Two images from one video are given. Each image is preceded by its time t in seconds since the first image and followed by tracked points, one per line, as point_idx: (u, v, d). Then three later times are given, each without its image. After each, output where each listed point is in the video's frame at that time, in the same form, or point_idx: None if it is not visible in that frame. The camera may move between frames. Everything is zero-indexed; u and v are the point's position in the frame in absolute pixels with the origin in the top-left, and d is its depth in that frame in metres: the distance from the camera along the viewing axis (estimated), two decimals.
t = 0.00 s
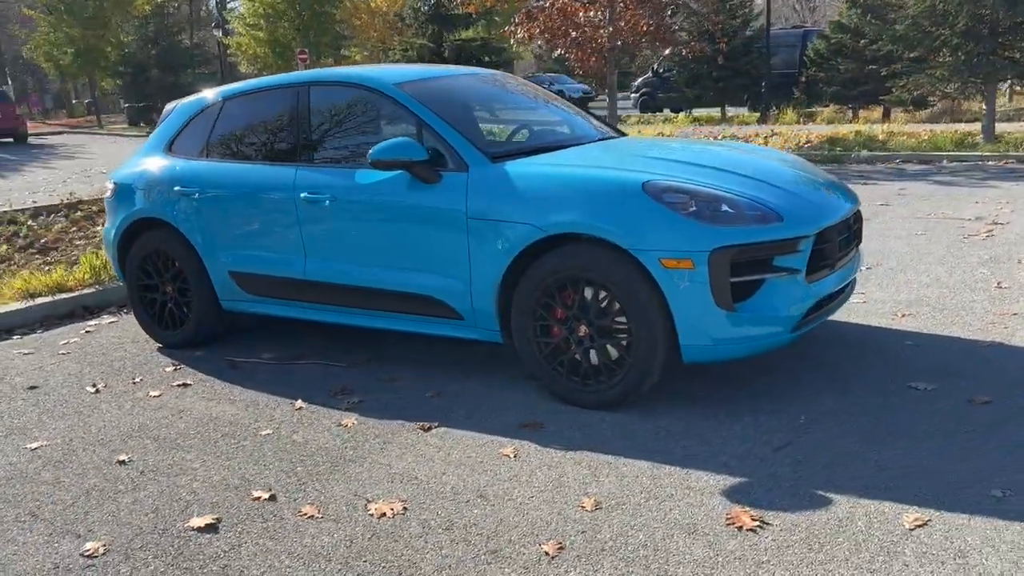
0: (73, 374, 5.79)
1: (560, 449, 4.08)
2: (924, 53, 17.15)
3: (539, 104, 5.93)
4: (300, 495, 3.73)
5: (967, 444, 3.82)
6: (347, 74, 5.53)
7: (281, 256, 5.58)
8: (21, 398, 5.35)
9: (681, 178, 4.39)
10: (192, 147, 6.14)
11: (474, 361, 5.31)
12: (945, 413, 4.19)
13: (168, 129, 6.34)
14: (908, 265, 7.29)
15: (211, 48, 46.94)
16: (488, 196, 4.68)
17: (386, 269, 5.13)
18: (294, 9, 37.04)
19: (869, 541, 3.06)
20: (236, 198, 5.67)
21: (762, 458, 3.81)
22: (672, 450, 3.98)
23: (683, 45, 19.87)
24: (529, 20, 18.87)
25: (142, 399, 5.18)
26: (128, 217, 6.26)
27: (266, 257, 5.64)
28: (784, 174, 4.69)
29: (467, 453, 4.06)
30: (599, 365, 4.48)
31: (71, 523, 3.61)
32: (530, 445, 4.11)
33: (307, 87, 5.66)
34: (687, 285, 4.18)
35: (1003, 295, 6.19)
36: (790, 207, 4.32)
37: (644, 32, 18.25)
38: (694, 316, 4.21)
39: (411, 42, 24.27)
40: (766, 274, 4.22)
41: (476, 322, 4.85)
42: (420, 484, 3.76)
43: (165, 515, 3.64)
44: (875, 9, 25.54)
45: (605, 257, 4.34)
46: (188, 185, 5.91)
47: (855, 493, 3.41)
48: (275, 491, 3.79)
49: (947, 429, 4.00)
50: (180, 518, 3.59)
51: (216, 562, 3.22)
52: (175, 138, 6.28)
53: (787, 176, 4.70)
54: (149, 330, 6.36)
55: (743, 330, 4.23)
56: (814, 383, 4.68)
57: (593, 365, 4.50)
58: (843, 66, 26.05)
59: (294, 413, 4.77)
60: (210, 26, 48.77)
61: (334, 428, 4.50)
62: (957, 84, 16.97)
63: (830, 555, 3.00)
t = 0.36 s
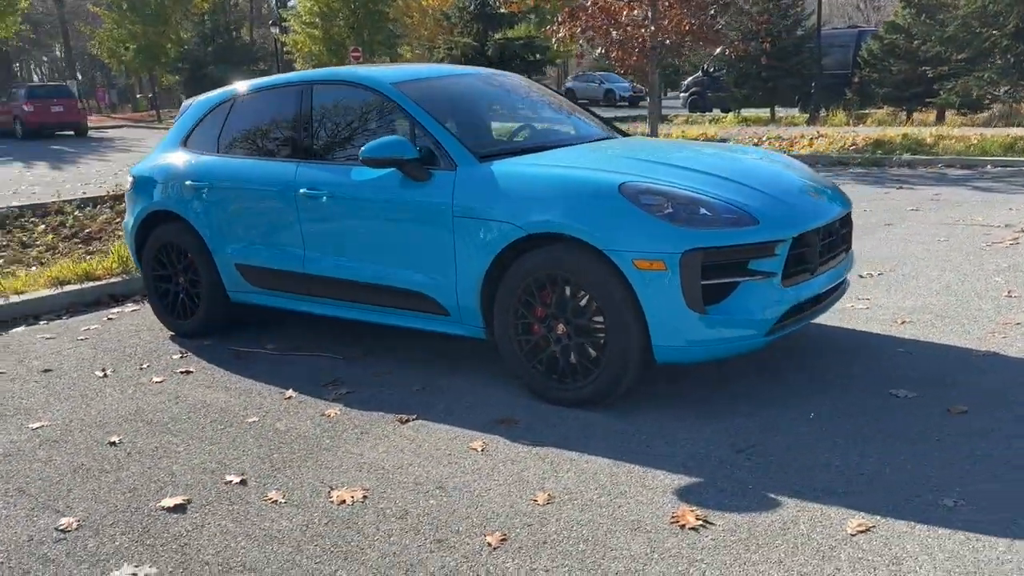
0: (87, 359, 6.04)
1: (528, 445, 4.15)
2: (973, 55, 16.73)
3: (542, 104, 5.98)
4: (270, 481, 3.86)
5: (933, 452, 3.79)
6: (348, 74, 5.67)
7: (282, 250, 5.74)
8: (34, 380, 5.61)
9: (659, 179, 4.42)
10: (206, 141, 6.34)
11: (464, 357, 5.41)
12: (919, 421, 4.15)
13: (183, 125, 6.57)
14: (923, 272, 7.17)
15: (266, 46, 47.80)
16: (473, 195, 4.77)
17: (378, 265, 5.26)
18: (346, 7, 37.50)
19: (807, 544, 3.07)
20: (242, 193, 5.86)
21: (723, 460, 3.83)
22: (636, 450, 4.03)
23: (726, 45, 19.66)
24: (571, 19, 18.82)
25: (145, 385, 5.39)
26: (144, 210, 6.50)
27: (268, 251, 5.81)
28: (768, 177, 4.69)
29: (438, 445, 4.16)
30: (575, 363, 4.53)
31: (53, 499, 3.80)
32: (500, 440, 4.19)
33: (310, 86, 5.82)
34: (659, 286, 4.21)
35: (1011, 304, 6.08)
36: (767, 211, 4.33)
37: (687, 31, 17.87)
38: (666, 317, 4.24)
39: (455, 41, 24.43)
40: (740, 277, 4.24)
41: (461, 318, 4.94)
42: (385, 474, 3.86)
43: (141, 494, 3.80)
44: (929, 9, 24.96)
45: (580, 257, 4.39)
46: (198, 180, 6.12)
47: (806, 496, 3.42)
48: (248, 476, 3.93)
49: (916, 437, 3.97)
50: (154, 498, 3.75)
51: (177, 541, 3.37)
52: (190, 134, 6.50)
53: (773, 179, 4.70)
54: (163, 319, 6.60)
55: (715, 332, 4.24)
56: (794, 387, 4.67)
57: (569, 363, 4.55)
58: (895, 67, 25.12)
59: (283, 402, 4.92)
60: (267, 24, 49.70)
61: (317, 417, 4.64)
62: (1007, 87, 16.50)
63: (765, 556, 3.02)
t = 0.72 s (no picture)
0: (104, 349, 6.27)
1: (508, 444, 4.21)
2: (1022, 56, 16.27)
3: (548, 108, 6.02)
4: (252, 471, 3.99)
5: (909, 461, 3.75)
6: (354, 75, 5.79)
7: (290, 247, 5.88)
8: (51, 368, 5.84)
9: (646, 183, 4.45)
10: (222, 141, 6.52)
11: (461, 355, 5.49)
12: (901, 430, 4.10)
13: (202, 124, 6.76)
14: (939, 279, 7.05)
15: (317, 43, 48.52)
16: (466, 196, 4.84)
17: (377, 264, 5.36)
18: (395, 5, 37.86)
19: (760, 550, 3.09)
20: (253, 190, 6.01)
21: (695, 463, 3.85)
22: (612, 451, 4.06)
23: (767, 45, 19.43)
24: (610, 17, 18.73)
25: (154, 375, 5.58)
26: (163, 206, 6.71)
27: (277, 248, 5.96)
28: (760, 183, 4.68)
29: (419, 442, 4.24)
30: (561, 364, 4.57)
31: (47, 483, 3.97)
32: (480, 439, 4.26)
33: (318, 87, 5.96)
34: (642, 290, 4.23)
35: None
36: (754, 216, 4.32)
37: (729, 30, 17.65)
38: (648, 321, 4.25)
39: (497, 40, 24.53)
40: (723, 282, 4.24)
41: (454, 317, 5.02)
42: (363, 468, 3.95)
43: (129, 481, 3.96)
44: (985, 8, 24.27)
45: (566, 259, 4.43)
46: (213, 177, 6.30)
47: (770, 502, 3.43)
48: (232, 466, 4.06)
49: (895, 446, 3.93)
50: (141, 485, 3.90)
51: (155, 526, 3.51)
52: (208, 133, 6.70)
53: (766, 185, 4.69)
54: (180, 312, 6.81)
55: (698, 337, 4.25)
56: (783, 394, 4.65)
57: (556, 365, 4.59)
58: (947, 67, 24.41)
59: (280, 395, 5.05)
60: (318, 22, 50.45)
61: (309, 411, 4.76)
62: None
63: (716, 560, 3.05)
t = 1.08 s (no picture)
0: (116, 338, 6.43)
1: (481, 442, 4.20)
2: None
3: (550, 106, 6.02)
4: (227, 462, 4.05)
5: (882, 472, 3.64)
6: (356, 72, 5.86)
7: (292, 241, 5.96)
8: (61, 356, 6.01)
9: (629, 183, 4.40)
10: (234, 136, 6.66)
11: (454, 353, 5.49)
12: (882, 439, 3.98)
13: (217, 120, 6.90)
14: (961, 286, 6.83)
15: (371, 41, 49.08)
16: (455, 193, 4.85)
17: (372, 260, 5.40)
18: (447, 4, 38.06)
19: (707, 558, 3.03)
20: (259, 186, 6.11)
21: (663, 467, 3.79)
22: (582, 451, 4.03)
23: (815, 43, 19.02)
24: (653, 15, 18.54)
25: (156, 365, 5.71)
26: (179, 199, 6.85)
27: (281, 242, 6.04)
28: (749, 183, 4.59)
29: (394, 438, 4.26)
30: (543, 364, 4.55)
31: (32, 468, 4.09)
32: (455, 436, 4.26)
33: (323, 84, 6.04)
34: (619, 291, 4.18)
35: None
36: (739, 217, 4.24)
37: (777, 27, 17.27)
38: (625, 322, 4.20)
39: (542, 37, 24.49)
40: (704, 284, 4.17)
41: (443, 314, 5.03)
42: (333, 462, 3.99)
43: (109, 468, 4.05)
44: None
45: (547, 258, 4.40)
46: (223, 172, 6.42)
47: (729, 511, 3.36)
48: (209, 457, 4.13)
49: (872, 456, 3.82)
50: (119, 472, 4.00)
51: (122, 514, 3.58)
52: (222, 129, 6.83)
53: (757, 185, 4.59)
54: (193, 304, 6.95)
55: (676, 339, 4.19)
56: (770, 400, 4.55)
57: (538, 364, 4.57)
58: (1007, 66, 23.80)
59: (271, 388, 5.13)
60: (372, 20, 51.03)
61: (295, 404, 4.82)
62: None
63: (660, 566, 3.00)
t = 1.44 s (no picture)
0: (128, 328, 6.61)
1: (453, 440, 4.22)
2: None
3: (549, 106, 6.04)
4: (204, 453, 4.15)
5: (849, 482, 3.56)
6: (356, 70, 5.93)
7: (295, 236, 6.04)
8: (73, 345, 6.21)
9: (609, 183, 4.37)
10: (244, 132, 6.79)
11: (446, 350, 5.52)
12: (857, 448, 3.89)
13: (232, 115, 7.03)
14: (979, 291, 6.62)
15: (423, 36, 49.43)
16: (442, 191, 4.87)
17: (366, 256, 5.45)
18: None
19: (648, 564, 3.00)
20: (265, 181, 6.21)
21: (626, 470, 3.76)
22: (550, 452, 4.02)
23: (862, 39, 18.58)
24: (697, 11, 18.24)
25: (159, 356, 5.85)
26: (194, 193, 7.00)
27: (284, 237, 6.13)
28: (736, 185, 4.52)
29: (368, 433, 4.30)
30: (523, 363, 4.54)
31: (20, 452, 4.24)
32: (428, 433, 4.29)
33: (326, 82, 6.12)
34: (594, 292, 4.15)
35: None
36: (717, 219, 4.18)
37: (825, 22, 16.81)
38: (600, 323, 4.18)
39: (586, 32, 24.44)
40: (680, 286, 4.12)
41: (431, 312, 5.05)
42: (304, 456, 4.05)
43: (92, 456, 4.17)
44: None
45: (525, 258, 4.39)
46: (234, 168, 6.53)
47: (682, 517, 3.32)
48: (188, 447, 4.23)
49: (843, 465, 3.72)
50: (100, 459, 4.12)
51: (94, 500, 3.69)
52: (235, 124, 6.96)
53: (744, 186, 4.53)
54: (206, 296, 7.10)
55: (651, 342, 4.15)
56: (751, 405, 4.47)
57: (518, 363, 4.56)
58: None
59: (262, 381, 5.22)
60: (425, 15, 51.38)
61: (281, 397, 4.90)
62: None
63: (600, 570, 2.98)
